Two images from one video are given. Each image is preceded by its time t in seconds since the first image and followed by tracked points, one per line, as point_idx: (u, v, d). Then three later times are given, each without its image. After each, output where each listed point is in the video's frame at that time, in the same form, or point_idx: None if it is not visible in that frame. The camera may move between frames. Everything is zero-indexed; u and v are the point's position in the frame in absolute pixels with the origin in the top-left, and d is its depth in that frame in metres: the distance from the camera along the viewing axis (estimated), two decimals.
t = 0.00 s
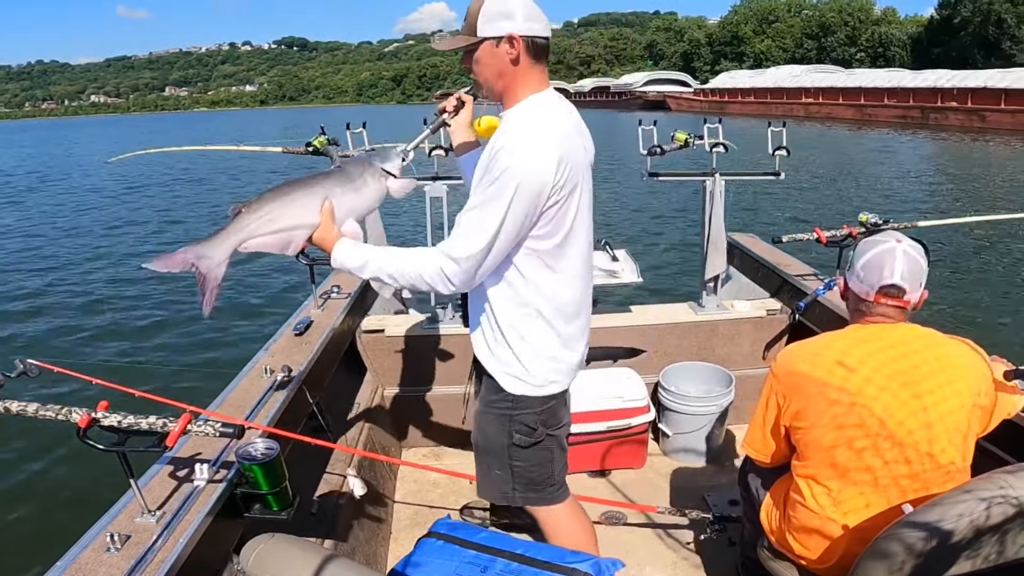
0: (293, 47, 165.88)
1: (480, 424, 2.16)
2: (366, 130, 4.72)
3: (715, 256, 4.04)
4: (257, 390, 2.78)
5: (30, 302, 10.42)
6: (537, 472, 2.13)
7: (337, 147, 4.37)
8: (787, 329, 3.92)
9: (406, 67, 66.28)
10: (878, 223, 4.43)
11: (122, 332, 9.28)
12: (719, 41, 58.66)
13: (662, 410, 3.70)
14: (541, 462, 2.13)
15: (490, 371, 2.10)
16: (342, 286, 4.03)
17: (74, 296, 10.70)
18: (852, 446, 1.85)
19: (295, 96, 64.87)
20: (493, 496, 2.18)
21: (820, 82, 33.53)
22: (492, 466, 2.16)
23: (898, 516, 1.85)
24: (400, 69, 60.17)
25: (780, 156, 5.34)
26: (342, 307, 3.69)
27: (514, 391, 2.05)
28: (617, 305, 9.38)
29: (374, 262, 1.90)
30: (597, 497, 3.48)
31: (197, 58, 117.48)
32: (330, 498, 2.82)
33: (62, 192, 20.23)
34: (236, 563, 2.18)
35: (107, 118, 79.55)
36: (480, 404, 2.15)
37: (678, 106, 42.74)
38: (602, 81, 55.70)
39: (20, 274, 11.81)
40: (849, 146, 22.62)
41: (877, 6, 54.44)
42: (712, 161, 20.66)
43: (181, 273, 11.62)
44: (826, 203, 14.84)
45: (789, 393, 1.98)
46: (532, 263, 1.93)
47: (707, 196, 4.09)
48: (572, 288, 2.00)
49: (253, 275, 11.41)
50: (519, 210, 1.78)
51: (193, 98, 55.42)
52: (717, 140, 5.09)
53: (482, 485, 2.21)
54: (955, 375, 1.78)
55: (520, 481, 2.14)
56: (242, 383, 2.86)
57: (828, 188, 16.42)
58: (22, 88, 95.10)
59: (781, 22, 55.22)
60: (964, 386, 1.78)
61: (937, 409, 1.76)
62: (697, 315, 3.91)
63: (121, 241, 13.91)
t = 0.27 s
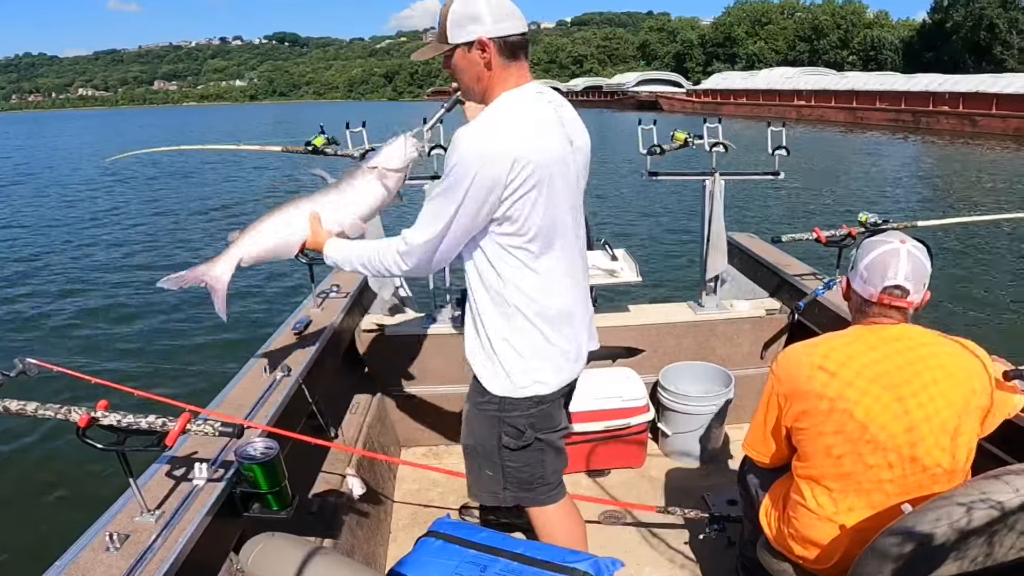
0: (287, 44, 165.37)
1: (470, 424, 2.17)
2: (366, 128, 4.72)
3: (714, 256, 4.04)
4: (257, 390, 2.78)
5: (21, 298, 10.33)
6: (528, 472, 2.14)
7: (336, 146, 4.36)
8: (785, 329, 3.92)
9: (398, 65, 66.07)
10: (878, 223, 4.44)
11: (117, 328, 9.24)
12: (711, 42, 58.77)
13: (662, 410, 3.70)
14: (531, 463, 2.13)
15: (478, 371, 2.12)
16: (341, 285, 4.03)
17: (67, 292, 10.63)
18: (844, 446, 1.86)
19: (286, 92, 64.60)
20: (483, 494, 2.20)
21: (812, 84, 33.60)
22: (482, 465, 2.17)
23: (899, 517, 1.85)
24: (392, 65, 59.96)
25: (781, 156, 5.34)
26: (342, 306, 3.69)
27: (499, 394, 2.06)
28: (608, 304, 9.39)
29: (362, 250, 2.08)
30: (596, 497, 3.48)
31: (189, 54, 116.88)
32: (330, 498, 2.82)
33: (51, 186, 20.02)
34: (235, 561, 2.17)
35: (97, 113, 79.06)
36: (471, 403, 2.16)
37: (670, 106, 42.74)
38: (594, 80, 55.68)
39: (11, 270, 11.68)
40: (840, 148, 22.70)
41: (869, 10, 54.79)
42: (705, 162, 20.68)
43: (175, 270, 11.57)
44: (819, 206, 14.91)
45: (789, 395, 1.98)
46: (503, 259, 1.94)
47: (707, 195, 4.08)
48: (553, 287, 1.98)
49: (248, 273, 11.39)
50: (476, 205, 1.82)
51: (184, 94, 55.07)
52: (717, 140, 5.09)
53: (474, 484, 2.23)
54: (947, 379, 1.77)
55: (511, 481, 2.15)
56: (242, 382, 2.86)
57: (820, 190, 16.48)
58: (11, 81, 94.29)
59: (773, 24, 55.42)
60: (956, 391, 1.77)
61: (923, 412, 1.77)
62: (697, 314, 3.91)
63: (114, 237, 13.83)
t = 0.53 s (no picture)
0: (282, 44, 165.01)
1: (456, 423, 2.17)
2: (366, 128, 4.72)
3: (714, 256, 4.04)
4: (257, 389, 2.78)
5: (17, 299, 10.30)
6: (511, 473, 2.12)
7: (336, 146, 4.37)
8: (786, 329, 3.92)
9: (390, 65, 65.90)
10: (878, 223, 4.44)
11: (115, 329, 9.24)
12: (703, 44, 58.77)
13: (662, 410, 3.69)
14: (512, 464, 2.11)
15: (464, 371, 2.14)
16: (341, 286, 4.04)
17: (63, 292, 10.61)
18: (834, 445, 1.87)
19: (276, 92, 64.38)
20: (472, 493, 2.20)
21: (805, 85, 33.61)
22: (469, 464, 2.18)
23: (899, 516, 1.85)
24: (384, 65, 59.81)
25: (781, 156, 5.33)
26: (341, 308, 3.69)
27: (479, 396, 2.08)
28: (600, 305, 9.39)
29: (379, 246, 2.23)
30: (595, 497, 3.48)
31: (183, 53, 116.56)
32: (330, 498, 2.82)
33: (44, 184, 19.94)
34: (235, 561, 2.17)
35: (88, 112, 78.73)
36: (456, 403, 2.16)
37: (662, 107, 42.86)
38: (587, 81, 55.62)
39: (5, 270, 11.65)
40: (832, 149, 22.73)
41: (860, 12, 55.00)
42: (698, 163, 20.68)
43: (170, 271, 11.55)
44: (811, 207, 14.94)
45: (788, 393, 1.99)
46: (487, 267, 1.93)
47: (706, 194, 4.07)
48: (535, 304, 1.93)
49: (245, 274, 11.38)
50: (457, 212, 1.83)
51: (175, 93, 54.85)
52: (717, 140, 5.08)
53: (462, 482, 2.23)
54: (926, 386, 1.77)
55: (497, 481, 2.14)
56: (242, 382, 2.86)
57: (813, 191, 16.50)
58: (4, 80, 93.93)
59: (766, 25, 55.50)
60: (935, 396, 1.77)
61: (900, 416, 1.77)
62: (696, 314, 3.91)
63: (109, 237, 13.80)
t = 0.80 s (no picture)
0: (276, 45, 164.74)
1: (463, 423, 2.16)
2: (366, 129, 4.72)
3: (714, 255, 4.04)
4: (257, 389, 2.78)
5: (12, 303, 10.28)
6: (518, 472, 2.13)
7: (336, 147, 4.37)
8: (786, 328, 3.92)
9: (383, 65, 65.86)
10: (878, 223, 4.43)
11: (114, 332, 9.24)
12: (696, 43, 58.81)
13: (663, 410, 3.69)
14: (520, 463, 2.11)
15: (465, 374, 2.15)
16: (342, 286, 4.04)
17: (60, 296, 10.59)
18: (829, 446, 1.87)
19: (267, 92, 64.30)
20: (479, 493, 2.19)
21: (797, 84, 33.63)
22: (475, 464, 2.17)
23: (899, 516, 1.84)
24: (376, 65, 59.73)
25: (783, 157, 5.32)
26: (341, 308, 3.69)
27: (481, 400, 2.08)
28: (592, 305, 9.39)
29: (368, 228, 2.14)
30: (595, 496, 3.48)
31: (177, 54, 116.36)
32: (330, 499, 2.82)
33: (37, 188, 19.88)
34: (235, 562, 2.17)
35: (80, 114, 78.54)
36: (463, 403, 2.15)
37: (655, 106, 42.92)
38: (579, 81, 55.61)
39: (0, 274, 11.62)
40: (825, 148, 22.75)
41: (852, 11, 55.19)
42: (692, 162, 20.70)
43: (167, 273, 11.55)
44: (805, 206, 14.96)
45: (787, 394, 1.98)
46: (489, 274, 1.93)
47: (706, 194, 4.07)
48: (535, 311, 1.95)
49: (241, 276, 11.38)
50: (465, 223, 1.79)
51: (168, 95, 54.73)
52: (717, 139, 5.08)
53: (468, 483, 2.23)
54: (918, 391, 1.77)
55: (503, 481, 2.14)
56: (243, 382, 2.86)
57: (807, 189, 16.52)
58: None
59: (758, 25, 55.61)
60: (928, 401, 1.76)
61: (893, 421, 1.77)
62: (697, 315, 3.91)
63: (105, 239, 13.78)
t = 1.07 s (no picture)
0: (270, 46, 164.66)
1: (462, 422, 2.17)
2: (366, 129, 4.71)
3: (715, 255, 4.03)
4: (257, 389, 2.78)
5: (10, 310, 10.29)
6: (518, 471, 2.13)
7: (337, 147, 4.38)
8: (787, 328, 3.92)
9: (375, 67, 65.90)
10: (879, 223, 4.43)
11: (113, 338, 9.25)
12: (687, 41, 58.88)
13: (663, 410, 3.69)
14: (521, 462, 2.11)
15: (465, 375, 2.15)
16: (342, 286, 4.04)
17: (59, 302, 10.60)
18: (828, 445, 1.88)
19: (257, 96, 64.22)
20: (479, 491, 2.20)
21: (789, 83, 33.66)
22: (475, 462, 2.18)
23: (899, 516, 1.84)
24: (369, 67, 59.74)
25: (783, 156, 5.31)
26: (342, 308, 3.69)
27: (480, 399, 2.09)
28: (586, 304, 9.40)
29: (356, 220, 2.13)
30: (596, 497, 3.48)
31: (170, 58, 116.30)
32: (331, 499, 2.83)
33: (32, 195, 19.87)
34: (235, 562, 2.18)
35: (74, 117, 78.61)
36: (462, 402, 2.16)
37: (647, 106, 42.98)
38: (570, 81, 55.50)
39: None
40: (817, 146, 22.79)
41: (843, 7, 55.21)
42: (685, 162, 20.73)
43: (164, 277, 11.56)
44: (799, 202, 14.96)
45: (787, 393, 1.98)
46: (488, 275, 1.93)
47: (706, 194, 4.07)
48: (536, 312, 1.95)
49: (240, 279, 11.40)
50: (464, 226, 1.79)
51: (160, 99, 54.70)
52: (718, 139, 5.07)
53: (468, 480, 2.24)
54: (918, 391, 1.77)
55: (503, 479, 2.15)
56: (243, 382, 2.86)
57: (801, 186, 16.55)
58: None
59: (749, 23, 55.73)
60: (927, 400, 1.76)
61: (892, 421, 1.78)
62: (697, 315, 3.91)
63: (102, 245, 13.80)
